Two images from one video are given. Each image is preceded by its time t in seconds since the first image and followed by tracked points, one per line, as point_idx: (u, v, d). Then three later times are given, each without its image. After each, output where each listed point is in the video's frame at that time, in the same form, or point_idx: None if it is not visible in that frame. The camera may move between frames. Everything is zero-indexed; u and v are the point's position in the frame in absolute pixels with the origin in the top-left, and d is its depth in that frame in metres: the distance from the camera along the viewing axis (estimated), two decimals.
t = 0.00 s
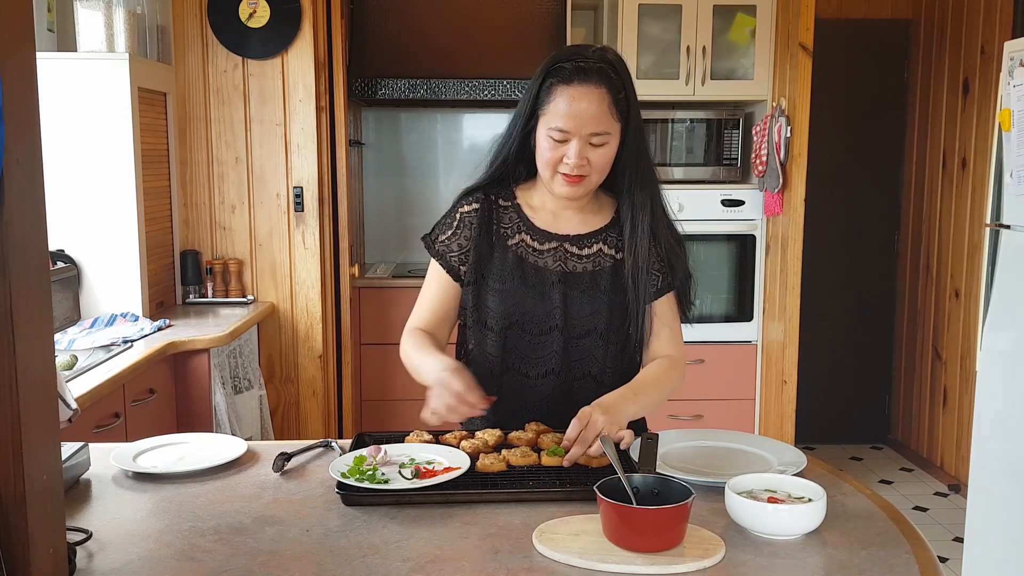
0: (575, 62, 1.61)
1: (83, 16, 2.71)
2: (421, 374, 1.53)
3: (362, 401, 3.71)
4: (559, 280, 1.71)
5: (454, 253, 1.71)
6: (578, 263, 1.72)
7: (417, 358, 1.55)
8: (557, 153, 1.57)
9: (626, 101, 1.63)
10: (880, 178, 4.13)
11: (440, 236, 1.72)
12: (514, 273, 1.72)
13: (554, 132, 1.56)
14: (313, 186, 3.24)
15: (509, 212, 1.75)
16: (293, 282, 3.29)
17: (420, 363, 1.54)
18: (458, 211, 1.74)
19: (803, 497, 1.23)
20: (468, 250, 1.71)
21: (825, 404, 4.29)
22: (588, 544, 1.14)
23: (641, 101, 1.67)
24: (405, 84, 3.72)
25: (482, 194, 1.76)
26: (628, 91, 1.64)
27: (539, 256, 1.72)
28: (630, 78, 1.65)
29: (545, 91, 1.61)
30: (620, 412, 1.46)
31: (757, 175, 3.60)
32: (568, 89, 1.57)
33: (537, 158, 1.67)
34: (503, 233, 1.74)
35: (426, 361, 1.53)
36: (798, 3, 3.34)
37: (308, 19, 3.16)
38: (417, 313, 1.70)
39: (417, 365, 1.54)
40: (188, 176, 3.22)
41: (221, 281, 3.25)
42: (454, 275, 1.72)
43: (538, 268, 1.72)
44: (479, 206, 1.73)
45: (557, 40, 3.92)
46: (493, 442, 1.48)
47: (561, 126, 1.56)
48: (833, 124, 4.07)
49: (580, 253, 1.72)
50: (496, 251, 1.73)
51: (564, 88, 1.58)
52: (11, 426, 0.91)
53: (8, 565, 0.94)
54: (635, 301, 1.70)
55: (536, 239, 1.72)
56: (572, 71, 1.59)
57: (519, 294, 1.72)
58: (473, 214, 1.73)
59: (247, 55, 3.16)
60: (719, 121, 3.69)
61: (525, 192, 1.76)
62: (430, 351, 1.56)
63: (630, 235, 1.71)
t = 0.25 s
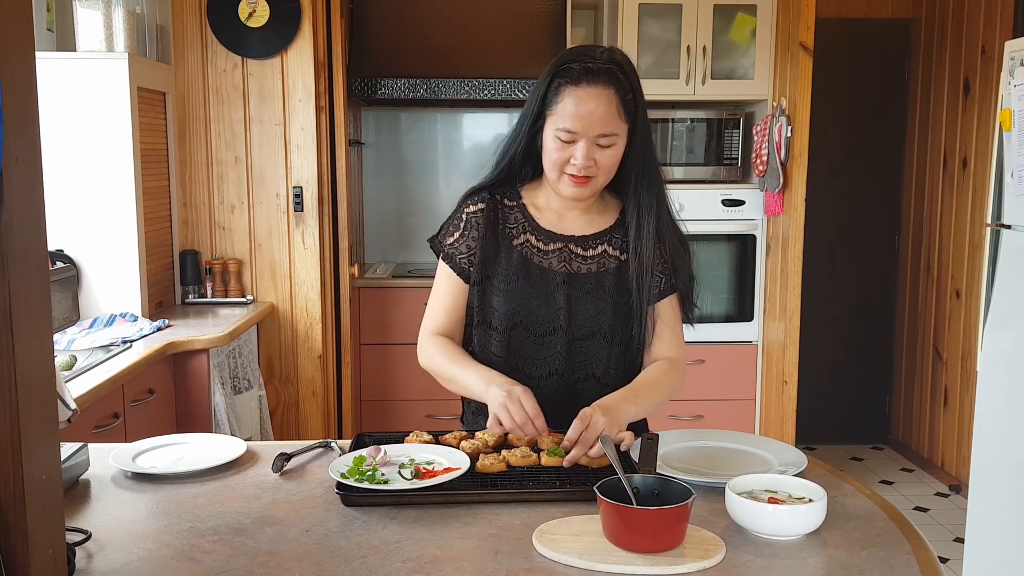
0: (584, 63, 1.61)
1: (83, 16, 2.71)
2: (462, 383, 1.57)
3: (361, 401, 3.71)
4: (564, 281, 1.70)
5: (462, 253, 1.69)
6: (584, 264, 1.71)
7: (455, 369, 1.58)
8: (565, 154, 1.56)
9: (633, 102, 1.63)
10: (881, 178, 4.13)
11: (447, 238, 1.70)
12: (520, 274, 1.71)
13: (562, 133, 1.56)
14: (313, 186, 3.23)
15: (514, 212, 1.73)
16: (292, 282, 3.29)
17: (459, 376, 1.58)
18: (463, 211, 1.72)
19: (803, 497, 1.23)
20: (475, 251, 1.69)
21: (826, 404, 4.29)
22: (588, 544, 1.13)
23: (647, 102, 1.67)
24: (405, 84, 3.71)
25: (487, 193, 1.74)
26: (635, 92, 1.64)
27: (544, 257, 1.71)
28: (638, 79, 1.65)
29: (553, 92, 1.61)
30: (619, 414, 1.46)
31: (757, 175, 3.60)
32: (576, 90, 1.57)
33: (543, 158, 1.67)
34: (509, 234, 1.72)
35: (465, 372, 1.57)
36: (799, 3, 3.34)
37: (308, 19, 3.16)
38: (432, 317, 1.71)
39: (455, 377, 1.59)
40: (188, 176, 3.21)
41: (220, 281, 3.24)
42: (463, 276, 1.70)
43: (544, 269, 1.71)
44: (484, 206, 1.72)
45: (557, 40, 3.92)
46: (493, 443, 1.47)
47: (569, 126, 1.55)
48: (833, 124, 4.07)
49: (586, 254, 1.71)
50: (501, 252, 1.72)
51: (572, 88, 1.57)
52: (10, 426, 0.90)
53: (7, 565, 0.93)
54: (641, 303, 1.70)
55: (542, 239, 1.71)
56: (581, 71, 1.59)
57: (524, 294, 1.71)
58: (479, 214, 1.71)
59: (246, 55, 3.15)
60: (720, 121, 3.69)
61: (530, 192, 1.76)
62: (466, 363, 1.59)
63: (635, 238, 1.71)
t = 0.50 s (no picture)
0: (588, 63, 1.60)
1: (82, 16, 2.71)
2: (466, 390, 1.55)
3: (361, 401, 3.71)
4: (566, 282, 1.70)
5: (465, 253, 1.68)
6: (586, 265, 1.71)
7: (459, 375, 1.56)
8: (568, 155, 1.56)
9: (636, 103, 1.63)
10: (881, 178, 4.13)
11: (450, 237, 1.69)
12: (522, 274, 1.71)
13: (565, 133, 1.56)
14: (313, 186, 3.23)
15: (517, 212, 1.73)
16: (292, 282, 3.28)
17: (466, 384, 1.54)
18: (466, 210, 1.71)
19: (803, 497, 1.23)
20: (477, 251, 1.68)
21: (825, 404, 4.29)
22: (588, 544, 1.13)
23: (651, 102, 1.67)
24: (405, 84, 3.71)
25: (490, 193, 1.74)
26: (639, 93, 1.64)
27: (546, 257, 1.71)
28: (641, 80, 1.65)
29: (557, 92, 1.61)
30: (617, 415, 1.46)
31: (757, 175, 3.60)
32: (580, 90, 1.57)
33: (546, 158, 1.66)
34: (511, 234, 1.72)
35: (469, 380, 1.54)
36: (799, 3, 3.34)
37: (308, 19, 3.16)
38: (433, 318, 1.69)
39: (461, 384, 1.56)
40: (188, 176, 3.21)
41: (220, 281, 3.24)
42: (466, 276, 1.69)
43: (546, 269, 1.71)
44: (487, 206, 1.71)
45: (557, 40, 3.91)
46: (493, 443, 1.47)
47: (573, 127, 1.55)
48: (833, 124, 4.07)
49: (588, 255, 1.71)
50: (503, 252, 1.71)
51: (576, 89, 1.57)
52: (11, 426, 0.90)
53: (7, 566, 0.93)
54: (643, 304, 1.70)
55: (544, 239, 1.71)
56: (585, 72, 1.59)
57: (526, 295, 1.71)
58: (482, 214, 1.71)
59: (247, 55, 3.15)
60: (720, 121, 3.69)
61: (533, 192, 1.75)
62: (473, 371, 1.56)
63: (637, 238, 1.71)
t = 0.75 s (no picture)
0: (586, 62, 1.60)
1: (82, 16, 2.71)
2: (462, 390, 1.54)
3: (361, 401, 3.71)
4: (565, 282, 1.70)
5: (463, 253, 1.69)
6: (584, 265, 1.71)
7: (455, 376, 1.55)
8: (566, 153, 1.56)
9: (635, 102, 1.63)
10: (881, 177, 4.13)
11: (448, 237, 1.70)
12: (520, 274, 1.71)
13: (564, 132, 1.56)
14: (313, 186, 3.23)
15: (515, 212, 1.73)
16: (292, 282, 3.28)
17: (462, 384, 1.54)
18: (464, 210, 1.72)
19: (803, 497, 1.23)
20: (475, 251, 1.69)
21: (825, 404, 4.29)
22: (588, 544, 1.13)
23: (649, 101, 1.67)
24: (405, 84, 3.71)
25: (489, 193, 1.74)
26: (637, 92, 1.64)
27: (545, 257, 1.71)
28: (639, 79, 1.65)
29: (555, 91, 1.61)
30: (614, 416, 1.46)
31: (757, 175, 3.60)
32: (578, 89, 1.57)
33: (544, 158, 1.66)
34: (509, 233, 1.72)
35: (465, 380, 1.54)
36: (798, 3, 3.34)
37: (308, 19, 3.16)
38: (432, 316, 1.69)
39: (458, 384, 1.55)
40: (188, 176, 3.21)
41: (220, 281, 3.24)
42: (464, 276, 1.69)
43: (544, 269, 1.71)
44: (485, 205, 1.72)
45: (557, 40, 3.91)
46: (493, 443, 1.47)
47: (571, 126, 1.55)
48: (833, 124, 4.07)
49: (586, 255, 1.71)
50: (502, 252, 1.72)
51: (574, 87, 1.57)
52: (11, 426, 0.90)
53: (7, 566, 0.93)
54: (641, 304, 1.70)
55: (542, 239, 1.71)
56: (583, 71, 1.59)
57: (524, 295, 1.71)
58: (480, 213, 1.71)
59: (247, 55, 3.15)
60: (720, 121, 3.69)
61: (532, 192, 1.75)
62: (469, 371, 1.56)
63: (636, 238, 1.71)
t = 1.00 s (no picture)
0: (585, 62, 1.60)
1: (82, 16, 2.71)
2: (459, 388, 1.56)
3: (361, 401, 3.71)
4: (564, 281, 1.71)
5: (462, 253, 1.69)
6: (584, 264, 1.71)
7: (449, 372, 1.57)
8: (566, 152, 1.57)
9: (634, 101, 1.63)
10: (881, 177, 4.13)
11: (447, 236, 1.70)
12: (519, 274, 1.71)
13: (563, 131, 1.56)
14: (313, 186, 3.23)
15: (515, 211, 1.73)
16: (292, 282, 3.28)
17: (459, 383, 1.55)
18: (463, 210, 1.72)
19: (803, 497, 1.23)
20: (474, 251, 1.69)
21: (825, 403, 4.29)
22: (588, 544, 1.13)
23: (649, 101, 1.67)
24: (405, 84, 3.71)
25: (488, 193, 1.74)
26: (636, 91, 1.64)
27: (544, 256, 1.71)
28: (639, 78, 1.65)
29: (554, 90, 1.61)
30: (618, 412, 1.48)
31: (757, 175, 3.60)
32: (578, 88, 1.57)
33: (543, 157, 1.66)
34: (509, 233, 1.72)
35: (462, 378, 1.55)
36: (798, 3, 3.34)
37: (308, 19, 3.16)
38: (430, 316, 1.70)
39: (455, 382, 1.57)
40: (188, 176, 3.22)
41: (220, 281, 3.24)
42: (462, 276, 1.70)
43: (543, 268, 1.71)
44: (484, 205, 1.72)
45: (557, 40, 3.91)
46: (493, 443, 1.47)
47: (570, 124, 1.55)
48: (834, 124, 4.07)
49: (585, 255, 1.71)
50: (501, 251, 1.72)
51: (574, 86, 1.57)
52: (11, 425, 0.90)
53: (7, 566, 0.93)
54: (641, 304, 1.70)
55: (542, 239, 1.71)
56: (583, 70, 1.59)
57: (523, 294, 1.71)
58: (478, 213, 1.71)
59: (247, 55, 3.15)
60: (720, 121, 3.69)
61: (531, 192, 1.76)
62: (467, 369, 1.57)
63: (636, 237, 1.71)
